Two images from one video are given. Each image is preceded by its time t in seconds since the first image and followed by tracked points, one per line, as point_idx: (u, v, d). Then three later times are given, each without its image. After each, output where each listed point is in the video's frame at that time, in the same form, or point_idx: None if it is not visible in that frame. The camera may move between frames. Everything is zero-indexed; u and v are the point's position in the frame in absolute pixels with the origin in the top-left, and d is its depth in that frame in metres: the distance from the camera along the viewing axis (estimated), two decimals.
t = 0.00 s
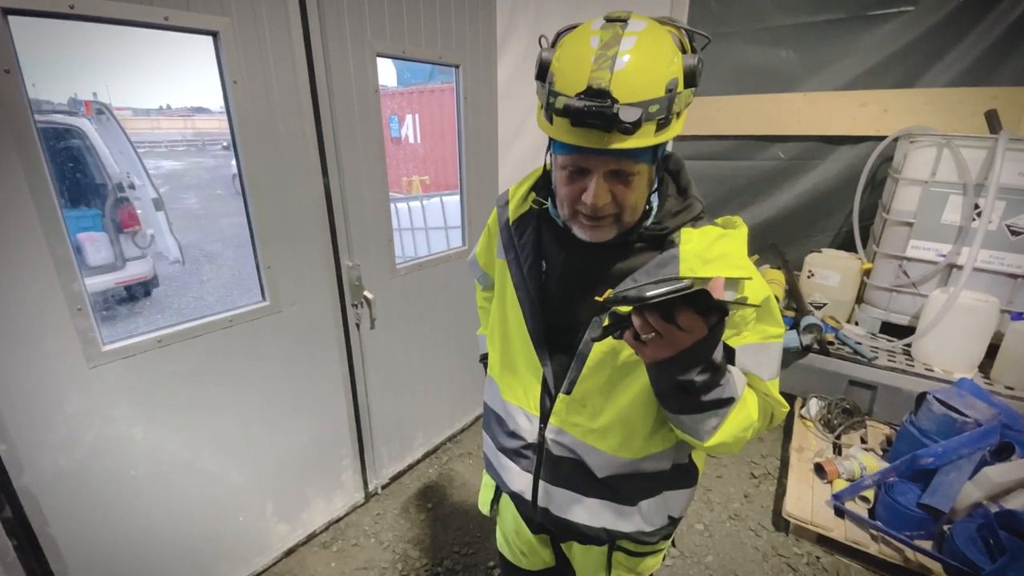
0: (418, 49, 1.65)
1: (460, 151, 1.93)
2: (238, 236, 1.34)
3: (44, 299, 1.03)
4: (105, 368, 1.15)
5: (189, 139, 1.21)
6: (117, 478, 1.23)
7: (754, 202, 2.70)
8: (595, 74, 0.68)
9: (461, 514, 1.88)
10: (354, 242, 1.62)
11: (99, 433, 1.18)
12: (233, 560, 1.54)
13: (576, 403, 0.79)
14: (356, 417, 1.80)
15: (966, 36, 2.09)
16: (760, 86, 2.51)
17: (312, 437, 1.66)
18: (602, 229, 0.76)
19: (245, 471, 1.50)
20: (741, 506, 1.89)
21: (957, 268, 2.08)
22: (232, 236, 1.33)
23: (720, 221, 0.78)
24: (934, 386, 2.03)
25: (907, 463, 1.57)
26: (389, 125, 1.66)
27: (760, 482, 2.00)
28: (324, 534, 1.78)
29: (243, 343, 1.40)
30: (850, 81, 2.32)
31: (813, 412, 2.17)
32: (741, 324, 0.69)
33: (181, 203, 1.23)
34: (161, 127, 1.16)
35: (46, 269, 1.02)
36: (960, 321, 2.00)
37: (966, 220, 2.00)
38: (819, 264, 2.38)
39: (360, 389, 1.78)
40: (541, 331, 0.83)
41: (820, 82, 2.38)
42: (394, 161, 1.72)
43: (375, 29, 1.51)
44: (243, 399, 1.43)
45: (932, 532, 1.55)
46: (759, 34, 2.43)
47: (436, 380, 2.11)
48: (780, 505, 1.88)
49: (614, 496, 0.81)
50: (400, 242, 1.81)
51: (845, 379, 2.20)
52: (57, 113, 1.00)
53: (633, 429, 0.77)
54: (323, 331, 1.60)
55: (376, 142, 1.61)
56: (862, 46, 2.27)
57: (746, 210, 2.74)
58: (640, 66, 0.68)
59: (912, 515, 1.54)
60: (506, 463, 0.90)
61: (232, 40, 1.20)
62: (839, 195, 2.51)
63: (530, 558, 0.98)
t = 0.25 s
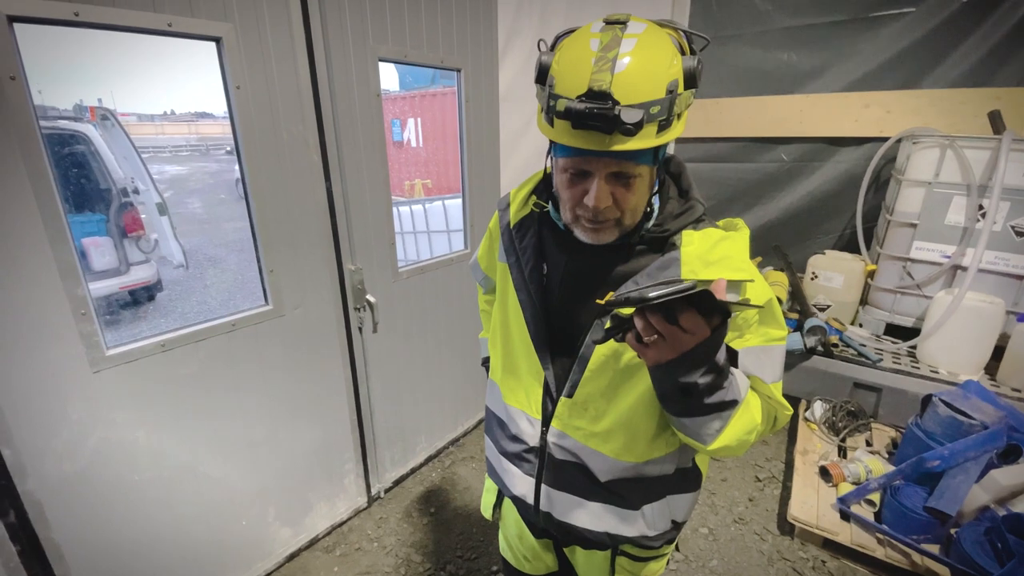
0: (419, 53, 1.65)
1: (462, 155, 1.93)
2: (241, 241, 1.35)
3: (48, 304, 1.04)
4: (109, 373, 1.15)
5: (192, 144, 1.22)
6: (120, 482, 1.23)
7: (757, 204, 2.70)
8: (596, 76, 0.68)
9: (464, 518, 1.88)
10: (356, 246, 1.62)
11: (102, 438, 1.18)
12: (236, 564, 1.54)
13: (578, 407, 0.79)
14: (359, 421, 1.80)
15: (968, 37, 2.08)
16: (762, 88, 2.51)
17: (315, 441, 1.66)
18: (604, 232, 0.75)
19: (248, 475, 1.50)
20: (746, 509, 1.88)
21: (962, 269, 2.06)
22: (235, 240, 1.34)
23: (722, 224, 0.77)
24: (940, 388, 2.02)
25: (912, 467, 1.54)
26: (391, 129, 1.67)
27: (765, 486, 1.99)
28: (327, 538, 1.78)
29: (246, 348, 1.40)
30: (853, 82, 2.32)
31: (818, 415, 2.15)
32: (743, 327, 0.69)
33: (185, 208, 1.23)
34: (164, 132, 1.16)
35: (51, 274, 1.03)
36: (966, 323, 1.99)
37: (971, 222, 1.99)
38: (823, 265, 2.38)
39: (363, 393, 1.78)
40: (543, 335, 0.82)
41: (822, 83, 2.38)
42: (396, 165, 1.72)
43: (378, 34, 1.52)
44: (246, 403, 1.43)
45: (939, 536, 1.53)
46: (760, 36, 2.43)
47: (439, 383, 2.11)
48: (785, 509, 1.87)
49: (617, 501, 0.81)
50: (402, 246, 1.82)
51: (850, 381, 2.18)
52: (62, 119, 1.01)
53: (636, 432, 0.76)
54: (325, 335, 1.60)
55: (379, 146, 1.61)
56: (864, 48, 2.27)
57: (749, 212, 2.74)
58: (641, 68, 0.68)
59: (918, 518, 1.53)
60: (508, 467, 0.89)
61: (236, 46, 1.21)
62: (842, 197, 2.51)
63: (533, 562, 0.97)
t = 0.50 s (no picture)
0: (422, 59, 1.66)
1: (465, 160, 1.94)
2: (246, 246, 1.35)
3: (56, 311, 1.05)
4: (114, 379, 1.16)
5: (197, 150, 1.23)
6: (126, 488, 1.24)
7: (760, 207, 2.70)
8: (598, 83, 0.68)
9: (469, 524, 1.87)
10: (360, 251, 1.63)
11: (108, 444, 1.18)
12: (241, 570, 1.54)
13: (582, 411, 0.79)
14: (363, 427, 1.81)
15: (972, 38, 2.08)
16: (764, 91, 2.51)
17: (319, 447, 1.66)
18: (606, 236, 0.76)
19: (253, 481, 1.50)
20: (752, 514, 1.87)
21: (968, 271, 2.05)
22: (240, 246, 1.34)
23: (726, 228, 0.77)
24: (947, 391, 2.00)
25: (922, 469, 1.54)
26: (394, 134, 1.68)
27: (771, 490, 1.98)
28: (332, 543, 1.78)
29: (251, 353, 1.40)
30: (855, 84, 2.32)
31: (824, 418, 2.14)
32: (747, 331, 0.68)
33: (190, 213, 1.24)
34: (169, 139, 1.18)
35: (57, 281, 1.04)
36: (972, 325, 1.97)
37: (976, 223, 1.98)
38: (828, 267, 2.38)
39: (368, 398, 1.79)
40: (547, 340, 0.82)
41: (824, 86, 2.38)
42: (399, 170, 1.73)
43: (381, 40, 1.53)
44: (251, 408, 1.44)
45: (948, 540, 1.52)
46: (762, 39, 2.43)
47: (443, 388, 2.11)
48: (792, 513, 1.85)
49: (622, 506, 0.81)
50: (406, 250, 1.82)
51: (856, 384, 2.17)
52: (69, 127, 1.02)
53: (640, 436, 0.76)
54: (330, 340, 1.60)
55: (382, 152, 1.62)
56: (866, 50, 2.26)
57: (752, 214, 2.73)
58: (643, 74, 0.68)
59: (926, 523, 1.51)
60: (513, 472, 0.89)
61: (240, 54, 1.22)
62: (846, 199, 2.50)
63: (538, 568, 0.97)
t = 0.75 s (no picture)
0: (425, 68, 1.68)
1: (468, 167, 1.95)
2: (250, 254, 1.36)
3: (63, 319, 1.06)
4: (120, 386, 1.17)
5: (203, 158, 1.24)
6: (131, 496, 1.24)
7: (764, 212, 2.69)
8: (599, 95, 0.69)
9: (472, 531, 1.87)
10: (364, 258, 1.64)
11: (114, 452, 1.19)
12: None
13: (586, 419, 0.79)
14: (366, 433, 1.81)
15: (974, 43, 2.08)
16: (766, 96, 2.51)
17: (323, 454, 1.67)
18: (609, 245, 0.76)
19: (257, 488, 1.50)
20: (758, 521, 1.85)
21: (973, 276, 2.04)
22: (245, 253, 1.35)
23: (729, 236, 0.77)
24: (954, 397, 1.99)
25: (927, 476, 1.52)
26: (398, 141, 1.69)
27: (777, 497, 1.96)
28: (335, 551, 1.78)
29: (255, 360, 1.41)
30: (858, 89, 2.32)
31: (830, 425, 2.12)
32: (751, 339, 0.68)
33: (195, 221, 1.25)
34: (175, 147, 1.19)
35: (64, 290, 1.05)
36: (979, 330, 1.96)
37: (981, 227, 1.97)
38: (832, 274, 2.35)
39: (371, 404, 1.79)
40: (550, 348, 0.83)
41: (826, 91, 2.38)
42: (403, 177, 1.74)
43: (384, 50, 1.54)
44: (255, 415, 1.44)
45: (956, 548, 1.50)
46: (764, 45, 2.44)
47: (446, 394, 2.10)
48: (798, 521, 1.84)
49: (626, 514, 0.80)
50: (409, 257, 1.83)
51: (862, 390, 2.15)
52: (76, 136, 1.03)
53: (644, 445, 0.76)
54: (334, 347, 1.61)
55: (386, 159, 1.63)
56: (868, 55, 2.27)
57: (755, 220, 2.73)
58: (644, 86, 0.69)
59: (933, 531, 1.50)
60: (516, 480, 0.89)
61: (245, 64, 1.24)
62: (850, 204, 2.49)
63: None
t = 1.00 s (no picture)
0: (429, 76, 1.69)
1: (471, 174, 1.96)
2: (254, 259, 1.37)
3: (68, 323, 1.07)
4: (122, 391, 1.17)
5: (209, 163, 1.25)
6: (131, 499, 1.24)
7: (767, 220, 2.69)
8: (598, 108, 0.69)
9: (472, 539, 1.86)
10: (366, 264, 1.64)
11: (115, 456, 1.19)
12: None
13: (585, 427, 0.78)
14: (367, 440, 1.80)
15: (978, 53, 2.08)
16: (769, 105, 2.52)
17: (323, 459, 1.66)
18: (608, 254, 0.76)
19: (257, 493, 1.50)
20: (760, 532, 1.83)
21: (978, 286, 2.03)
22: (249, 258, 1.36)
23: (728, 246, 0.78)
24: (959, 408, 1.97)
25: (932, 488, 1.50)
26: (403, 147, 1.71)
27: (780, 508, 1.94)
28: (334, 558, 1.77)
29: (257, 365, 1.41)
30: (861, 99, 2.33)
31: (833, 435, 2.11)
32: (750, 348, 0.68)
33: (201, 225, 1.26)
34: (183, 152, 1.21)
35: (69, 294, 1.06)
36: (984, 341, 1.95)
37: (986, 238, 1.96)
38: (835, 281, 2.35)
39: (372, 410, 1.79)
40: (550, 356, 0.83)
41: (830, 100, 2.39)
42: (406, 184, 1.75)
43: (388, 58, 1.56)
44: (257, 420, 1.45)
45: (961, 562, 1.47)
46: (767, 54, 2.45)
47: (447, 400, 2.10)
48: (801, 532, 1.82)
49: (625, 523, 0.80)
50: (412, 263, 1.83)
51: (866, 401, 2.13)
52: (85, 141, 1.05)
53: (643, 454, 0.75)
54: (335, 353, 1.61)
55: (389, 166, 1.64)
56: (871, 65, 2.27)
57: (758, 228, 2.73)
58: (643, 99, 0.69)
59: (938, 544, 1.49)
60: (516, 488, 0.89)
61: (251, 72, 1.25)
62: (854, 213, 2.49)
63: None
